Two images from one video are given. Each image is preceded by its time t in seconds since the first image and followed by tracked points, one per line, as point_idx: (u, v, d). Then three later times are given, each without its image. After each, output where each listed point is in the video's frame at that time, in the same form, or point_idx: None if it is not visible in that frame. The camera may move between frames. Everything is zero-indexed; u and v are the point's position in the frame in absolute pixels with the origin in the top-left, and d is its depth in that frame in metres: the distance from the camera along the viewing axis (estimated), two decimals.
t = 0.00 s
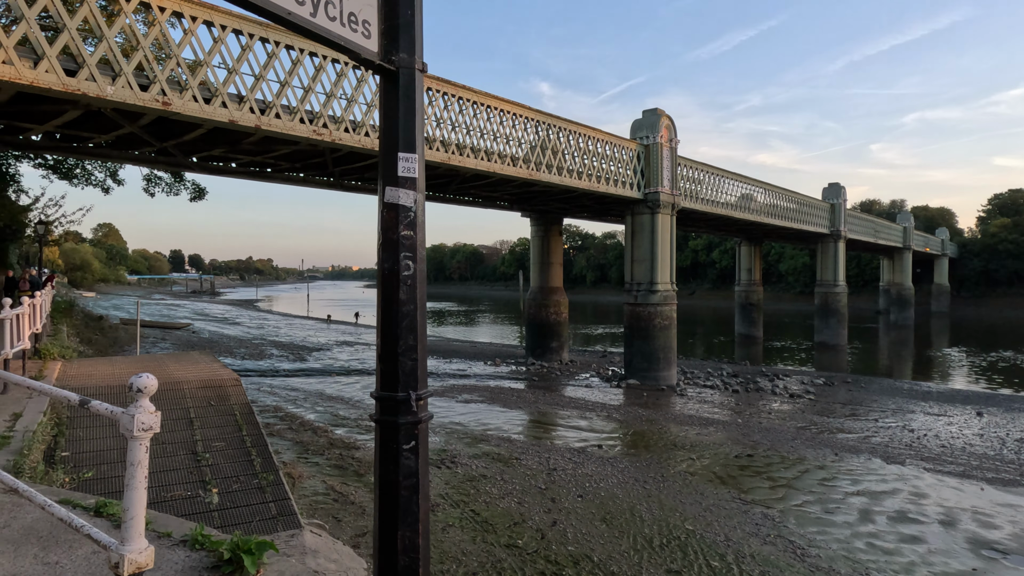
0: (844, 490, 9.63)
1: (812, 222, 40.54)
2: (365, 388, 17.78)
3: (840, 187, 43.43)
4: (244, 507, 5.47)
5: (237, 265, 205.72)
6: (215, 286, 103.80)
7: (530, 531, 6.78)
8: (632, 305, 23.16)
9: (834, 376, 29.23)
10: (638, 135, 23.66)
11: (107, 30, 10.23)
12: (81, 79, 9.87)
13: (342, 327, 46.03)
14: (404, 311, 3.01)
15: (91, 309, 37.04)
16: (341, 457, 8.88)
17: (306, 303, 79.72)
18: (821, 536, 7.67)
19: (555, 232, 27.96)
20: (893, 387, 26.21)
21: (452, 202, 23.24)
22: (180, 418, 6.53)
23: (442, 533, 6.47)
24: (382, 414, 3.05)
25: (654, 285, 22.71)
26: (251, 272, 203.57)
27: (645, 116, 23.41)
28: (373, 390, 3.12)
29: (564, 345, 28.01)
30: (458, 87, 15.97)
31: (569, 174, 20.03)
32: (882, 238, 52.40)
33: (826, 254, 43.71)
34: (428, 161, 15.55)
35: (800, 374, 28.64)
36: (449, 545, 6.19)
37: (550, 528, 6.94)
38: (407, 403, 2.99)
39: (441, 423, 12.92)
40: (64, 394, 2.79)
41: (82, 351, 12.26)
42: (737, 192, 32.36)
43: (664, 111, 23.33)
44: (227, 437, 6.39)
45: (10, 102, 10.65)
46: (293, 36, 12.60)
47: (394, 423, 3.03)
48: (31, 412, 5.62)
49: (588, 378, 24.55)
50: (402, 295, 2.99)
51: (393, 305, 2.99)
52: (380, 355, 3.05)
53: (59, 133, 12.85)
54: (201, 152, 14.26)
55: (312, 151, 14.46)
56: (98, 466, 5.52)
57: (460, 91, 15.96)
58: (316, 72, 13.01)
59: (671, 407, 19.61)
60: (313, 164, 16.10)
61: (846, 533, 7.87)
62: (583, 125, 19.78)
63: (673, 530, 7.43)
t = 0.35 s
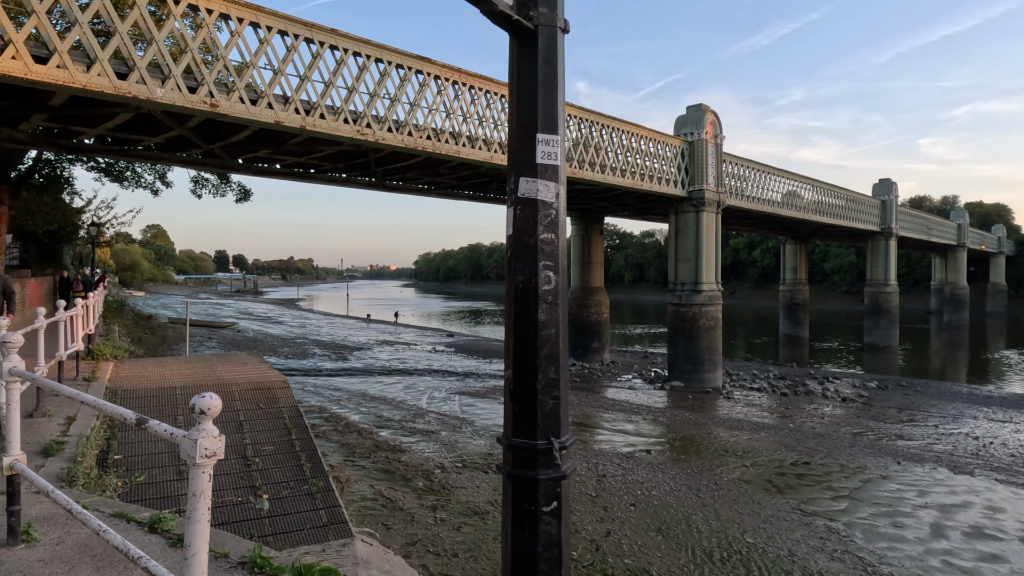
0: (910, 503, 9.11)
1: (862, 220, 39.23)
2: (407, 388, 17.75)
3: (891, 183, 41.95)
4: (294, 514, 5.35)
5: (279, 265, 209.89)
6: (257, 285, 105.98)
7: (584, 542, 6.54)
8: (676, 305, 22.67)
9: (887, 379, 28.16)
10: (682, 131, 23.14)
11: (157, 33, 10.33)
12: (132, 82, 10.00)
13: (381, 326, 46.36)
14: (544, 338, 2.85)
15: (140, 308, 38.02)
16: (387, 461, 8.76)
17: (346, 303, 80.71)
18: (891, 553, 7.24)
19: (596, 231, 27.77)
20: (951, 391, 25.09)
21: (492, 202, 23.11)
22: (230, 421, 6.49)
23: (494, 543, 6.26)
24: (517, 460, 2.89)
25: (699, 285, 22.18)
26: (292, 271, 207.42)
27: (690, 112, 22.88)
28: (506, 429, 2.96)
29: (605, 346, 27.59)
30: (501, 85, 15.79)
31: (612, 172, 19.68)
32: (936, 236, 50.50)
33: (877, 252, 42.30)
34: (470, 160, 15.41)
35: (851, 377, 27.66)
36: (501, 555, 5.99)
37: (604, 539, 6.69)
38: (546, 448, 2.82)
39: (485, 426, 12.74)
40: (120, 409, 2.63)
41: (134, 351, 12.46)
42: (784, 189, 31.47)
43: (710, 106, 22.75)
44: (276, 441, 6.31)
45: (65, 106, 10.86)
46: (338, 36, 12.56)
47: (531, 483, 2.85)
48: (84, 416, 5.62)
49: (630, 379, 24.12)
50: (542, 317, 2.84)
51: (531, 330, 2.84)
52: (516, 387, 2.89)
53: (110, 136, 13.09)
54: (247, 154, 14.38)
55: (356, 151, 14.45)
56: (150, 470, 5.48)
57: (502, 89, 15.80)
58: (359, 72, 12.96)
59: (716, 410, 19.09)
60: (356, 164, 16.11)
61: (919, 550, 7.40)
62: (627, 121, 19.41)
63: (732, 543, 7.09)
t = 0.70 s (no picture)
0: (981, 515, 8.59)
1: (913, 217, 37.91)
2: (446, 388, 17.62)
3: (943, 178, 40.49)
4: (340, 519, 5.19)
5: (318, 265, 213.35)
6: (297, 284, 107.83)
7: (638, 553, 6.26)
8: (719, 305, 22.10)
9: (942, 382, 27.05)
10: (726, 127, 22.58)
11: (201, 32, 10.36)
12: (176, 82, 10.03)
13: (418, 325, 46.71)
14: (754, 355, 1.96)
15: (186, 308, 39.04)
16: (430, 463, 8.61)
17: (383, 302, 81.52)
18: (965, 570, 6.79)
19: (636, 229, 27.63)
20: (1012, 396, 23.95)
21: (531, 200, 22.86)
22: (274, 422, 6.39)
23: (543, 552, 6.03)
24: (710, 539, 1.95)
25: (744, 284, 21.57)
26: (331, 271, 210.82)
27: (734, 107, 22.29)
28: (689, 487, 2.05)
29: (645, 346, 27.10)
30: (542, 81, 15.53)
31: (654, 169, 19.26)
32: (990, 233, 48.54)
33: (928, 249, 40.90)
34: (511, 157, 15.18)
35: (903, 380, 26.64)
36: (552, 566, 5.75)
37: (659, 550, 6.40)
38: (762, 516, 1.90)
39: (527, 428, 12.53)
40: (167, 421, 2.44)
41: (178, 349, 12.53)
42: (832, 185, 30.56)
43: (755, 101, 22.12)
44: (321, 443, 6.17)
45: (113, 108, 10.97)
46: (378, 33, 12.46)
47: (735, 575, 1.91)
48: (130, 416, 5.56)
49: (671, 380, 23.62)
50: (753, 324, 1.97)
51: (737, 342, 1.96)
52: (710, 425, 1.98)
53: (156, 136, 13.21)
54: (289, 153, 14.41)
55: (396, 149, 14.35)
56: (195, 471, 5.39)
57: (543, 85, 15.54)
58: (399, 69, 12.85)
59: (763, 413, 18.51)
60: (396, 163, 16.02)
61: (995, 567, 6.92)
62: (670, 117, 18.96)
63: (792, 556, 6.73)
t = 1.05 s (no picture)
0: None
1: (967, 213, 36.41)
2: (485, 390, 17.43)
3: (999, 173, 38.82)
4: (387, 530, 5.01)
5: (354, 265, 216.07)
6: (334, 284, 109.28)
7: (694, 569, 5.95)
8: (764, 306, 21.46)
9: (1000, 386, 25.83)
10: (771, 122, 21.95)
11: (244, 33, 10.34)
12: (220, 83, 10.03)
13: (454, 325, 46.75)
14: None
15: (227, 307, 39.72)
16: (474, 468, 8.41)
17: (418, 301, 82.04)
18: None
19: (676, 228, 27.01)
20: None
21: (570, 199, 22.55)
22: (319, 427, 6.26)
23: (595, 565, 5.77)
24: None
25: (790, 283, 20.91)
26: (367, 271, 213.23)
27: (779, 101, 21.64)
28: None
29: (686, 347, 26.53)
30: (583, 77, 15.23)
31: (697, 166, 18.78)
32: None
33: (982, 247, 39.24)
34: (551, 155, 14.91)
35: (958, 384, 25.52)
36: None
37: (716, 566, 6.09)
38: None
39: (570, 432, 12.25)
40: (222, 449, 2.23)
41: (222, 350, 12.59)
42: (881, 182, 29.50)
43: (802, 94, 21.41)
44: (366, 449, 6.02)
45: (158, 110, 11.05)
46: (419, 31, 12.32)
47: None
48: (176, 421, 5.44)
49: (713, 382, 23.04)
50: None
51: None
52: None
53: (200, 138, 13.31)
54: (330, 154, 14.40)
55: (436, 148, 14.22)
56: (240, 477, 5.26)
57: (584, 81, 15.23)
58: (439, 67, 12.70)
59: (811, 416, 17.86)
60: (436, 163, 15.90)
61: None
62: (714, 112, 18.45)
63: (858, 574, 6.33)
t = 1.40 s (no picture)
0: None
1: None
2: (523, 391, 17.19)
3: None
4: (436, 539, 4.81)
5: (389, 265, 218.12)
6: (368, 284, 110.41)
7: None
8: (810, 306, 20.79)
9: None
10: (818, 116, 21.28)
11: (285, 32, 10.29)
12: (262, 81, 10.01)
13: (488, 324, 46.68)
14: None
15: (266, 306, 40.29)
16: (518, 473, 8.19)
17: (452, 301, 82.27)
18: None
19: (717, 226, 26.38)
20: None
21: (609, 197, 22.18)
22: (364, 430, 6.10)
23: None
24: None
25: (837, 283, 20.21)
26: (401, 271, 215.02)
27: (826, 95, 20.97)
28: None
29: (726, 349, 25.90)
30: (624, 72, 14.88)
31: (741, 162, 18.25)
32: None
33: None
34: (592, 152, 14.61)
35: (1016, 387, 24.38)
36: None
37: None
38: None
39: (612, 435, 11.95)
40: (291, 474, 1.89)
41: (263, 349, 12.59)
42: (932, 177, 28.38)
43: (850, 87, 20.69)
44: (411, 454, 5.84)
45: (201, 110, 11.08)
46: (459, 27, 12.14)
47: None
48: (221, 423, 5.31)
49: (756, 384, 22.43)
50: None
51: None
52: None
53: (242, 138, 13.36)
54: (368, 153, 14.33)
55: (475, 146, 14.04)
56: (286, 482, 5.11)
57: (626, 76, 14.89)
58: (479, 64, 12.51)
59: (861, 420, 17.19)
60: (474, 161, 15.73)
61: None
62: (759, 106, 17.91)
63: None
